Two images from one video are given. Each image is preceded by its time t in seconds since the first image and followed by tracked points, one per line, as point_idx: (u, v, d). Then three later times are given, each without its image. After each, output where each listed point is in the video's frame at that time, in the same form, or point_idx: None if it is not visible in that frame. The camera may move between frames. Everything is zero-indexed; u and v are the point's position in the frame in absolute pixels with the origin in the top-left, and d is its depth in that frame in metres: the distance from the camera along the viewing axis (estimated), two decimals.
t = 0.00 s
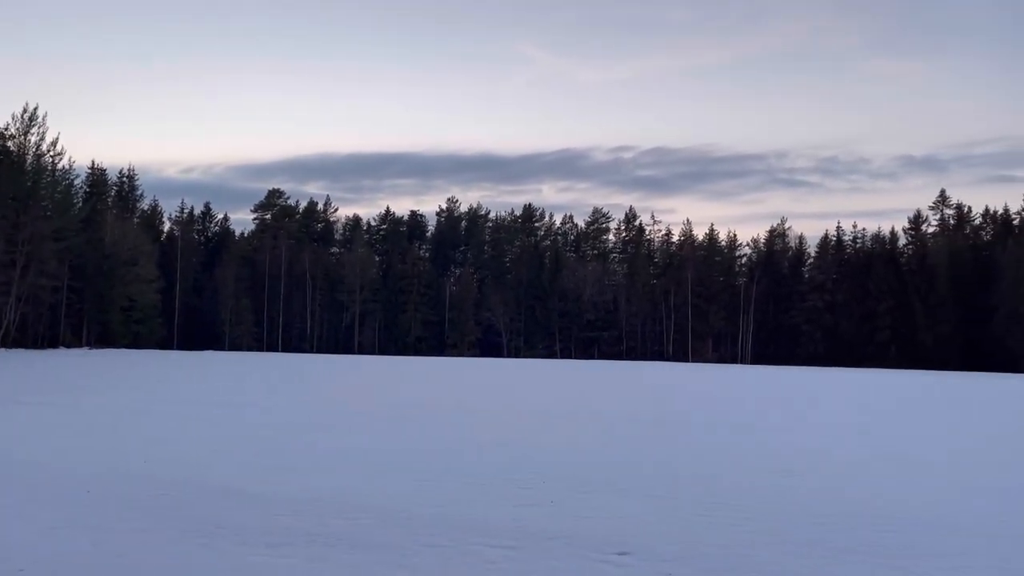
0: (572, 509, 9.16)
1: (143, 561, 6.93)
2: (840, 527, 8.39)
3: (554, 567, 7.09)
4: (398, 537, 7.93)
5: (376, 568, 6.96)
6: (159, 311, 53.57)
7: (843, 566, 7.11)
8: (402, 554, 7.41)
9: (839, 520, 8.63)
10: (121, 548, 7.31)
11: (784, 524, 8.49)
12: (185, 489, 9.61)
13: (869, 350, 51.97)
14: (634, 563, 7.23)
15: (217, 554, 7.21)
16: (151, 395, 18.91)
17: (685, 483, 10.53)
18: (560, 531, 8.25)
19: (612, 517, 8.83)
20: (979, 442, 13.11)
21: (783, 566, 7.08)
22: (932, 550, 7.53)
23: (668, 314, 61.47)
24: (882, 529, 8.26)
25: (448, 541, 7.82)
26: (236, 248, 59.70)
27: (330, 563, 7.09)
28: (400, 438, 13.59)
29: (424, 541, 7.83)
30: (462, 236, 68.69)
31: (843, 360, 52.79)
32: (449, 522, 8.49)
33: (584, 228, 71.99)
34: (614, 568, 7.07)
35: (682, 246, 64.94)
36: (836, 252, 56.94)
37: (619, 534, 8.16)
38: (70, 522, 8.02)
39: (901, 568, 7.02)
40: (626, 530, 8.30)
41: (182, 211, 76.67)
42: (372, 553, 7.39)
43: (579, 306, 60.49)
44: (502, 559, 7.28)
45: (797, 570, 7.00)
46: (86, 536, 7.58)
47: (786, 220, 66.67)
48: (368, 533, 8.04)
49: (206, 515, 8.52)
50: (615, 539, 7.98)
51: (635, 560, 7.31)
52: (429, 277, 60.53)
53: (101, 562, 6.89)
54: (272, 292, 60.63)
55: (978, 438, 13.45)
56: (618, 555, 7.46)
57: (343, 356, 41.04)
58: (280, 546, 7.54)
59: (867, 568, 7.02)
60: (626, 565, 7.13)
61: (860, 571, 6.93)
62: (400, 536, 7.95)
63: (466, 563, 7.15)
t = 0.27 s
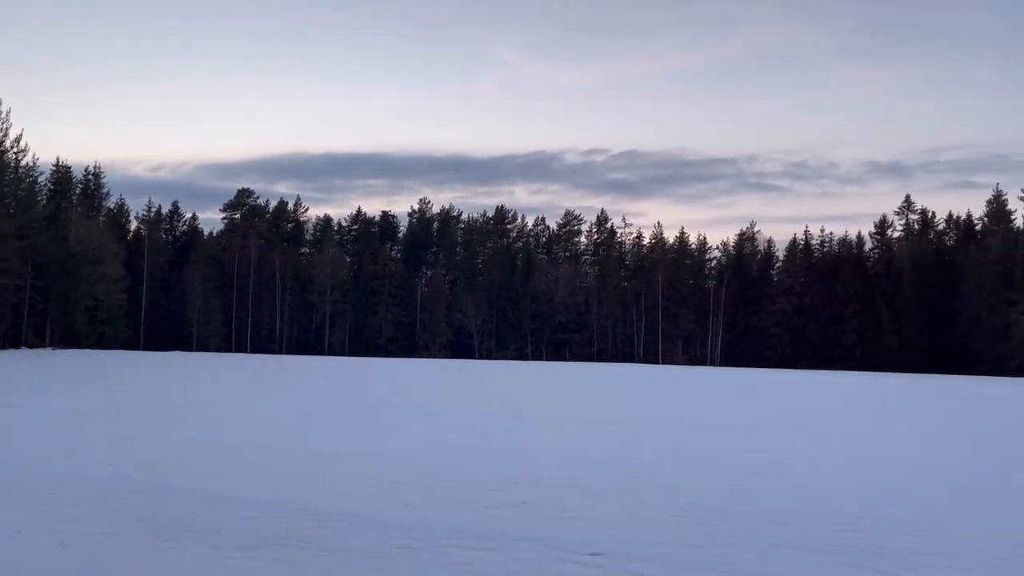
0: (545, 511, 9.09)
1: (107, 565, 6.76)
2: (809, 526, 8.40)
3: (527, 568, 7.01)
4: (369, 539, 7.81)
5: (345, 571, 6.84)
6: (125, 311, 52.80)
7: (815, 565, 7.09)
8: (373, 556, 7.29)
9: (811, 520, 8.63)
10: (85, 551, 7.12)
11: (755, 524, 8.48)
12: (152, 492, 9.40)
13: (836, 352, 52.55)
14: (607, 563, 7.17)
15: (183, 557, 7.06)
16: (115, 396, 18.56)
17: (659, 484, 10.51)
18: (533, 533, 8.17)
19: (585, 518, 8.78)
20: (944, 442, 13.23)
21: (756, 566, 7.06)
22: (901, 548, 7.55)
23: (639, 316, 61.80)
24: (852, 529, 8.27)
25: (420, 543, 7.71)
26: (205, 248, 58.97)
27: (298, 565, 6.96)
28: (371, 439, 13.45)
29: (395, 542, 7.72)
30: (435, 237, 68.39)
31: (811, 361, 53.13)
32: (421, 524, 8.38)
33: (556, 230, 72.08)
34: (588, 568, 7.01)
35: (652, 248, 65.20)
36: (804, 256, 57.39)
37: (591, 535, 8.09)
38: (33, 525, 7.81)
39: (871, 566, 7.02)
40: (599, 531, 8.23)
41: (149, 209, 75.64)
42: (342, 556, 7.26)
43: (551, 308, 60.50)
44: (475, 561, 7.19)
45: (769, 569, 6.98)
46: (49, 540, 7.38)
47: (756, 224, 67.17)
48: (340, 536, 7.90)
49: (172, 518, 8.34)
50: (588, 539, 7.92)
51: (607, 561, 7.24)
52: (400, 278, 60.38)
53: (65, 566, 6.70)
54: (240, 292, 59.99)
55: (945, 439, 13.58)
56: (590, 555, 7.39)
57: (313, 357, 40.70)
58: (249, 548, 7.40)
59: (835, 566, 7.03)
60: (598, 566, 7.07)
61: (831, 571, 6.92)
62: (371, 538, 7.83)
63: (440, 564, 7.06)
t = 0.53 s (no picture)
0: (514, 512, 9.01)
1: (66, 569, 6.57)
2: (778, 525, 8.40)
3: (496, 569, 6.93)
4: (337, 540, 7.68)
5: (311, 572, 6.72)
6: (87, 311, 51.89)
7: (785, 564, 7.07)
8: (341, 557, 7.17)
9: (779, 520, 8.63)
10: (44, 554, 6.93)
11: (725, 524, 8.46)
12: (113, 493, 9.18)
13: (801, 354, 53.12)
14: (577, 564, 7.11)
15: (147, 560, 6.89)
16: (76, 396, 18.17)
17: (629, 484, 10.49)
18: (503, 534, 8.08)
19: (555, 518, 8.72)
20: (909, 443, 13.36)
21: (726, 566, 7.03)
22: (870, 547, 7.57)
23: (608, 318, 62.00)
24: (821, 529, 8.28)
25: (389, 544, 7.60)
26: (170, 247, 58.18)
27: (264, 567, 6.82)
28: (338, 440, 13.29)
29: (364, 544, 7.60)
30: (404, 237, 68.00)
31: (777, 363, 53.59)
32: (389, 525, 8.25)
33: (526, 232, 72.08)
34: (558, 569, 6.95)
35: (622, 251, 65.42)
36: (771, 259, 57.90)
37: (562, 536, 8.02)
38: None
39: (839, 566, 7.03)
40: (569, 533, 8.16)
41: (113, 207, 74.50)
42: (309, 557, 7.13)
43: (521, 310, 60.34)
44: (445, 562, 7.09)
45: (739, 569, 6.94)
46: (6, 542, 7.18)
47: (724, 227, 67.65)
48: (308, 538, 7.77)
49: (135, 520, 8.14)
50: (560, 540, 7.85)
51: (577, 562, 7.18)
52: (370, 278, 59.97)
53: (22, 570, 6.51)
54: (206, 291, 59.25)
55: (909, 439, 13.71)
56: (560, 556, 7.32)
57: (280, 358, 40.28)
58: (214, 550, 7.24)
59: (804, 566, 7.02)
60: (568, 567, 7.01)
61: (800, 570, 6.91)
62: (338, 540, 7.70)
63: (409, 566, 6.95)
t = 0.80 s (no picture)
0: (479, 513, 8.95)
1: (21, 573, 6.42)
2: (741, 526, 8.43)
3: (461, 569, 6.88)
4: (300, 542, 7.58)
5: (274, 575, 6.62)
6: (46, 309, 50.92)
7: (747, 564, 7.12)
8: (303, 559, 7.07)
9: (742, 521, 8.66)
10: None
11: (689, 525, 8.48)
12: (71, 495, 8.98)
13: (766, 357, 53.61)
14: (543, 564, 7.09)
15: (106, 563, 6.76)
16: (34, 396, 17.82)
17: (595, 485, 10.49)
18: (469, 535, 8.02)
19: (520, 520, 8.69)
20: (871, 444, 13.49)
21: (691, 566, 7.03)
22: (832, 547, 7.62)
23: (576, 319, 62.26)
24: (784, 528, 8.33)
25: (353, 546, 7.52)
26: (133, 244, 57.35)
27: (224, 569, 6.71)
28: (302, 441, 13.14)
29: (327, 545, 7.51)
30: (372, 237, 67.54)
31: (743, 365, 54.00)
32: (353, 527, 8.17)
33: (494, 233, 72.11)
34: (522, 570, 6.91)
35: (590, 253, 65.69)
36: (736, 262, 58.40)
37: (526, 537, 7.98)
38: None
39: (801, 565, 7.06)
40: (536, 533, 8.12)
41: (74, 203, 73.26)
42: (272, 559, 7.02)
43: (489, 310, 60.11)
44: (409, 563, 7.03)
45: (702, 570, 6.95)
46: None
47: (691, 230, 68.14)
48: (271, 540, 7.66)
49: (92, 523, 7.98)
50: (525, 541, 7.82)
51: (542, 562, 7.16)
52: (337, 278, 59.47)
53: None
54: (170, 290, 58.50)
55: (870, 440, 13.86)
56: (526, 557, 7.28)
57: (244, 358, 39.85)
58: (175, 553, 7.11)
59: (766, 566, 7.04)
60: (534, 567, 6.98)
61: (764, 570, 6.93)
62: (303, 543, 7.58)
63: (374, 568, 6.87)
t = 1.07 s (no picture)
0: (446, 514, 8.93)
1: None
2: (705, 526, 8.50)
3: (426, 571, 6.87)
4: (265, 544, 7.53)
5: None
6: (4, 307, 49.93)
7: (711, 564, 7.18)
8: (267, 561, 7.02)
9: (706, 520, 8.74)
10: None
11: (654, 524, 8.54)
12: (30, 497, 8.83)
13: (733, 358, 54.01)
14: (509, 565, 7.10)
15: (66, 567, 6.65)
16: None
17: (561, 485, 10.52)
18: (435, 536, 8.01)
19: (487, 521, 8.68)
20: (833, 444, 13.66)
21: (656, 566, 7.08)
22: (796, 547, 7.71)
23: (544, 320, 62.41)
24: (747, 528, 8.41)
25: (319, 547, 7.48)
26: (96, 241, 56.50)
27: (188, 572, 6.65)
28: (266, 441, 13.05)
29: (293, 547, 7.46)
30: (341, 236, 66.81)
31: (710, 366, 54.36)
32: (318, 529, 8.12)
33: (463, 232, 72.05)
34: (487, 571, 6.92)
35: (559, 253, 65.81)
36: (703, 264, 58.81)
37: (493, 538, 7.98)
38: None
39: (764, 565, 7.14)
40: (502, 534, 8.13)
41: (35, 199, 72.03)
42: (236, 562, 6.97)
43: (458, 311, 59.79)
44: (375, 564, 7.01)
45: (668, 570, 7.00)
46: None
47: (659, 232, 68.51)
48: (237, 541, 7.60)
49: (52, 525, 7.84)
50: (491, 542, 7.82)
51: (509, 562, 7.17)
52: (304, 277, 58.75)
53: None
54: (133, 288, 57.72)
55: (832, 441, 14.03)
56: (492, 558, 7.29)
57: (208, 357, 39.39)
58: (137, 556, 7.02)
59: (731, 565, 7.10)
60: (500, 568, 7.00)
61: (727, 570, 6.99)
62: (268, 544, 7.53)
63: (339, 569, 6.85)
